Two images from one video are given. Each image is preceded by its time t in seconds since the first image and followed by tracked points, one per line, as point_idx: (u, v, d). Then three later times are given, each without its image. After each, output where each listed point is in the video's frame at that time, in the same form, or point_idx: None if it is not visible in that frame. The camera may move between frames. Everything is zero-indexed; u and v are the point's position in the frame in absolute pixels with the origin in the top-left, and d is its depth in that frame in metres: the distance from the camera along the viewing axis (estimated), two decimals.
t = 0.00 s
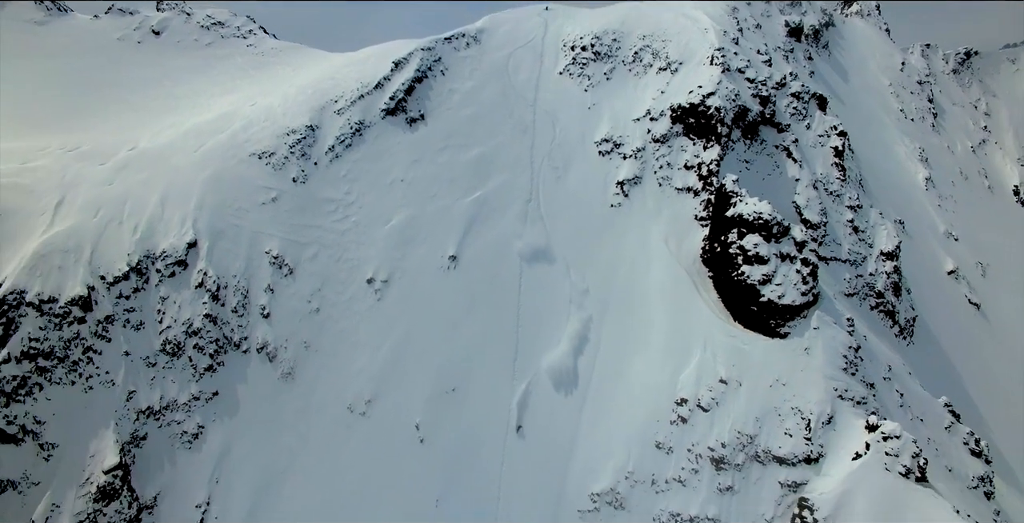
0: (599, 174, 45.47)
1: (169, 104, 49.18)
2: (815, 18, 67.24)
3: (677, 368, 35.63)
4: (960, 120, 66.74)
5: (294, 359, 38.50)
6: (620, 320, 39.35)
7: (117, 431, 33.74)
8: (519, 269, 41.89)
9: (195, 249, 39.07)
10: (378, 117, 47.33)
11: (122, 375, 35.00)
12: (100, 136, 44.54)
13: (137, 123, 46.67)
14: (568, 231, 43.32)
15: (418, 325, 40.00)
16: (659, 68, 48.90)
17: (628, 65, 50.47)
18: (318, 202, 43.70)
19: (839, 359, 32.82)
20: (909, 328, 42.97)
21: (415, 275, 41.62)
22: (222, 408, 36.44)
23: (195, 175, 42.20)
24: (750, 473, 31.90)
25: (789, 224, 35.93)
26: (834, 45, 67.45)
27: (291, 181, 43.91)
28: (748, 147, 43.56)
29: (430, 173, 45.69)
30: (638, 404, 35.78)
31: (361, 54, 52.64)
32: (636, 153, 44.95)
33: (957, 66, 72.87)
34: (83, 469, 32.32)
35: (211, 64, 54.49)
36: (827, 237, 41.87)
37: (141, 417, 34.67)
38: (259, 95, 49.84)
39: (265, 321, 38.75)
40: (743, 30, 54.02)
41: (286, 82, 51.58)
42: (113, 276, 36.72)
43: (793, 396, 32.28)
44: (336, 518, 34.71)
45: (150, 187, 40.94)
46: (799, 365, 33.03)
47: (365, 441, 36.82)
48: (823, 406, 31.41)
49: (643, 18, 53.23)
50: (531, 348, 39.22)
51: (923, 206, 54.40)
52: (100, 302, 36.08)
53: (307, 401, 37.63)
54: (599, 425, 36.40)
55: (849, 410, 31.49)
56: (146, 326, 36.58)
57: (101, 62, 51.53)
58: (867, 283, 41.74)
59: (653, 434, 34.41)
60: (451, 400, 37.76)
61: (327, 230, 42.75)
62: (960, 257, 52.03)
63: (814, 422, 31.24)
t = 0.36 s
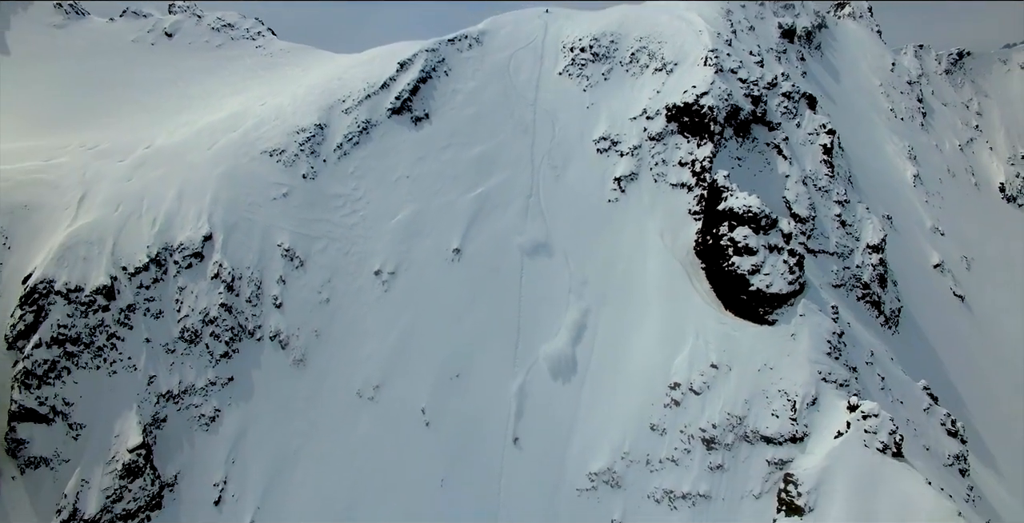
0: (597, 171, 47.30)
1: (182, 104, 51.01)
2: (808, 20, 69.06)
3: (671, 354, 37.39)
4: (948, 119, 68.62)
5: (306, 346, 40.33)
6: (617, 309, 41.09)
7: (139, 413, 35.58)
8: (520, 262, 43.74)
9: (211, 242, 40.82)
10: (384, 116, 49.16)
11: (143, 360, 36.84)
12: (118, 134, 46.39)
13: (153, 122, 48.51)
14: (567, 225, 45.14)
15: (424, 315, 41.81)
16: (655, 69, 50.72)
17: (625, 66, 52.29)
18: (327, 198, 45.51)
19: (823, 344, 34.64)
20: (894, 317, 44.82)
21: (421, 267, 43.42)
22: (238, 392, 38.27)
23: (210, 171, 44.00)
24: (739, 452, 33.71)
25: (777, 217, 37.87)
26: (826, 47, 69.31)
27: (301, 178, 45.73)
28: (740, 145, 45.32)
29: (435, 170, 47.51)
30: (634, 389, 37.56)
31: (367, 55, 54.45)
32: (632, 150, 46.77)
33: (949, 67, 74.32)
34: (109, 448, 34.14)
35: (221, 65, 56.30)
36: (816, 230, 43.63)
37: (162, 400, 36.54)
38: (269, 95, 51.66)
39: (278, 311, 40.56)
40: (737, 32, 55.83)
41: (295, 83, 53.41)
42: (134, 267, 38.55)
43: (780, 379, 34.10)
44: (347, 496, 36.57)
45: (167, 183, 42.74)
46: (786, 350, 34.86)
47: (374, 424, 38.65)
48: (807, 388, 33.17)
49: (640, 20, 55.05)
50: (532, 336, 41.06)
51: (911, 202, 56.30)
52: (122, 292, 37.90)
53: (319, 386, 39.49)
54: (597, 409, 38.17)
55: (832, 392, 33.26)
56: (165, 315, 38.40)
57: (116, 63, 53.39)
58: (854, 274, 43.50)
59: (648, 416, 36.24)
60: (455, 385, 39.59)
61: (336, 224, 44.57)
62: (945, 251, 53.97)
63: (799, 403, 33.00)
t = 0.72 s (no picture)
0: (595, 167, 49.33)
1: (196, 103, 53.06)
2: (800, 22, 71.11)
3: (664, 340, 39.43)
4: (936, 118, 70.78)
5: (317, 333, 42.36)
6: (614, 298, 43.05)
7: (162, 394, 37.67)
8: (522, 254, 45.81)
9: (227, 234, 42.84)
10: (390, 115, 51.21)
11: (165, 345, 38.90)
12: (136, 132, 48.45)
13: (169, 120, 50.54)
14: (566, 219, 47.18)
15: (429, 304, 43.85)
16: (651, 69, 52.75)
17: (623, 66, 54.31)
18: (336, 192, 47.54)
19: (807, 328, 36.67)
20: (879, 307, 46.83)
21: (427, 258, 45.47)
22: (253, 377, 40.28)
23: (225, 166, 45.99)
24: (728, 430, 35.72)
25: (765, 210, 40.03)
26: (818, 48, 71.38)
27: (312, 173, 47.78)
28: (731, 142, 47.26)
29: (440, 166, 49.56)
30: (630, 373, 39.55)
31: (373, 56, 56.47)
32: (629, 147, 48.76)
33: (940, 67, 77.05)
34: (134, 426, 36.20)
35: (233, 66, 58.36)
36: (804, 223, 45.61)
37: (182, 383, 38.61)
38: (280, 95, 53.71)
39: (290, 300, 42.59)
40: (730, 34, 57.88)
41: (304, 83, 55.47)
42: (155, 258, 40.59)
43: (767, 361, 36.10)
44: (358, 474, 38.66)
45: (185, 178, 44.77)
46: (773, 335, 36.83)
47: (383, 406, 40.68)
48: (792, 369, 35.13)
49: (637, 22, 57.07)
50: (532, 324, 43.08)
51: (898, 197, 58.44)
52: (145, 280, 39.92)
53: (330, 371, 41.54)
54: (595, 392, 40.13)
55: (816, 373, 35.26)
56: (184, 302, 40.41)
57: (133, 65, 55.55)
58: (841, 265, 45.50)
59: (643, 397, 38.25)
60: (460, 370, 41.66)
61: (345, 218, 46.61)
62: (931, 245, 56.10)
63: (785, 384, 34.93)
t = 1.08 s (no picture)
0: (593, 163, 51.40)
1: (210, 102, 55.17)
2: (793, 23, 73.21)
3: (658, 328, 41.38)
4: (925, 117, 72.96)
5: (328, 322, 44.39)
6: (611, 288, 45.07)
7: (182, 378, 39.74)
8: (523, 246, 47.84)
9: (241, 227, 44.87)
10: (396, 114, 53.23)
11: (185, 332, 40.96)
12: (153, 130, 50.54)
13: (183, 119, 52.64)
14: (565, 213, 49.23)
15: (435, 294, 45.90)
16: (647, 70, 54.79)
17: (620, 67, 56.32)
18: (345, 188, 49.56)
19: (794, 315, 38.73)
20: (865, 297, 48.90)
21: (432, 250, 47.53)
22: (268, 362, 42.33)
23: (239, 162, 48.00)
24: (719, 411, 37.79)
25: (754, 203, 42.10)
26: (810, 49, 73.48)
27: (321, 169, 49.80)
28: (723, 140, 49.23)
29: (444, 162, 51.62)
30: (626, 359, 41.54)
31: (379, 57, 58.53)
32: (625, 145, 50.77)
33: (933, 67, 79.78)
34: (157, 408, 38.29)
35: (243, 66, 60.41)
36: (793, 217, 47.65)
37: (201, 368, 40.67)
38: (290, 94, 55.77)
39: (302, 290, 44.62)
40: (723, 35, 59.97)
41: (313, 83, 57.54)
42: (174, 249, 42.63)
43: (755, 346, 38.16)
44: (368, 454, 40.70)
45: (201, 174, 46.78)
46: (762, 321, 38.88)
47: (391, 390, 42.70)
48: (779, 354, 37.20)
49: (634, 24, 59.11)
50: (533, 313, 45.15)
51: (885, 193, 60.69)
52: (165, 271, 41.96)
53: (340, 357, 43.57)
54: (593, 377, 42.15)
55: (802, 357, 37.26)
56: (202, 292, 42.48)
57: (148, 66, 57.78)
58: (828, 257, 47.54)
59: (639, 381, 40.27)
60: (464, 356, 43.73)
61: (354, 212, 48.65)
62: (916, 239, 58.29)
63: (772, 367, 37.01)
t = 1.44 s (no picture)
0: (592, 153, 53.16)
1: (220, 95, 56.90)
2: (788, 18, 74.81)
3: (652, 311, 43.18)
4: (917, 109, 74.69)
5: (337, 304, 46.27)
6: (609, 272, 46.87)
7: (199, 357, 41.66)
8: (524, 233, 49.64)
9: (253, 215, 46.64)
10: (401, 106, 54.93)
11: (201, 313, 42.91)
12: (166, 122, 52.30)
13: (195, 110, 54.40)
14: (564, 201, 51.00)
15: (439, 278, 47.74)
16: (644, 63, 56.44)
17: (618, 61, 57.98)
18: (352, 177, 51.34)
19: (782, 296, 40.56)
20: (853, 281, 50.74)
21: (436, 237, 49.37)
22: (280, 343, 44.23)
23: (250, 152, 49.77)
24: (710, 388, 39.71)
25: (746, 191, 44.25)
26: (804, 43, 75.12)
27: (329, 159, 51.54)
28: (718, 131, 50.84)
29: (448, 152, 53.38)
30: (623, 339, 43.41)
31: (383, 50, 60.19)
32: (623, 135, 52.48)
33: (927, 60, 81.36)
34: (176, 385, 40.36)
35: (251, 60, 62.12)
36: (784, 205, 49.38)
37: (217, 347, 42.61)
38: (297, 87, 57.48)
39: (312, 274, 46.46)
40: (719, 29, 61.60)
41: (319, 75, 59.25)
42: (190, 235, 44.42)
43: (745, 326, 40.01)
44: (376, 430, 42.67)
45: (213, 163, 48.50)
46: (752, 301, 40.72)
47: (397, 369, 44.61)
48: (768, 332, 39.06)
49: (632, 18, 60.76)
50: (534, 297, 46.99)
51: (876, 183, 62.69)
52: (181, 255, 43.78)
53: (349, 339, 45.47)
54: (590, 356, 44.05)
55: (790, 336, 39.08)
56: (216, 276, 44.32)
57: (159, 59, 59.48)
58: (817, 243, 49.37)
59: (635, 359, 42.18)
60: (468, 337, 45.65)
61: (361, 200, 50.44)
62: (905, 227, 60.26)
63: (761, 345, 38.90)
